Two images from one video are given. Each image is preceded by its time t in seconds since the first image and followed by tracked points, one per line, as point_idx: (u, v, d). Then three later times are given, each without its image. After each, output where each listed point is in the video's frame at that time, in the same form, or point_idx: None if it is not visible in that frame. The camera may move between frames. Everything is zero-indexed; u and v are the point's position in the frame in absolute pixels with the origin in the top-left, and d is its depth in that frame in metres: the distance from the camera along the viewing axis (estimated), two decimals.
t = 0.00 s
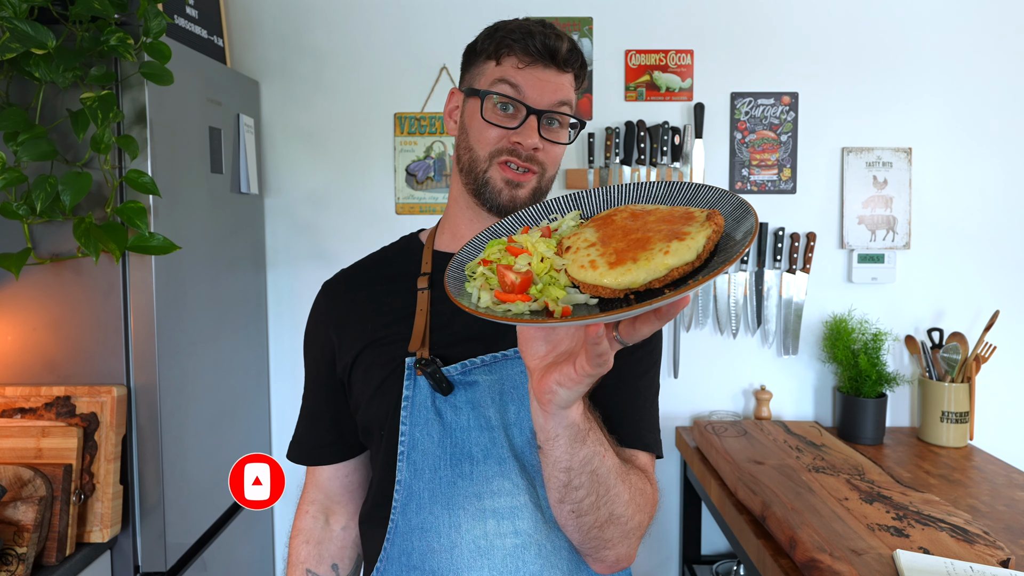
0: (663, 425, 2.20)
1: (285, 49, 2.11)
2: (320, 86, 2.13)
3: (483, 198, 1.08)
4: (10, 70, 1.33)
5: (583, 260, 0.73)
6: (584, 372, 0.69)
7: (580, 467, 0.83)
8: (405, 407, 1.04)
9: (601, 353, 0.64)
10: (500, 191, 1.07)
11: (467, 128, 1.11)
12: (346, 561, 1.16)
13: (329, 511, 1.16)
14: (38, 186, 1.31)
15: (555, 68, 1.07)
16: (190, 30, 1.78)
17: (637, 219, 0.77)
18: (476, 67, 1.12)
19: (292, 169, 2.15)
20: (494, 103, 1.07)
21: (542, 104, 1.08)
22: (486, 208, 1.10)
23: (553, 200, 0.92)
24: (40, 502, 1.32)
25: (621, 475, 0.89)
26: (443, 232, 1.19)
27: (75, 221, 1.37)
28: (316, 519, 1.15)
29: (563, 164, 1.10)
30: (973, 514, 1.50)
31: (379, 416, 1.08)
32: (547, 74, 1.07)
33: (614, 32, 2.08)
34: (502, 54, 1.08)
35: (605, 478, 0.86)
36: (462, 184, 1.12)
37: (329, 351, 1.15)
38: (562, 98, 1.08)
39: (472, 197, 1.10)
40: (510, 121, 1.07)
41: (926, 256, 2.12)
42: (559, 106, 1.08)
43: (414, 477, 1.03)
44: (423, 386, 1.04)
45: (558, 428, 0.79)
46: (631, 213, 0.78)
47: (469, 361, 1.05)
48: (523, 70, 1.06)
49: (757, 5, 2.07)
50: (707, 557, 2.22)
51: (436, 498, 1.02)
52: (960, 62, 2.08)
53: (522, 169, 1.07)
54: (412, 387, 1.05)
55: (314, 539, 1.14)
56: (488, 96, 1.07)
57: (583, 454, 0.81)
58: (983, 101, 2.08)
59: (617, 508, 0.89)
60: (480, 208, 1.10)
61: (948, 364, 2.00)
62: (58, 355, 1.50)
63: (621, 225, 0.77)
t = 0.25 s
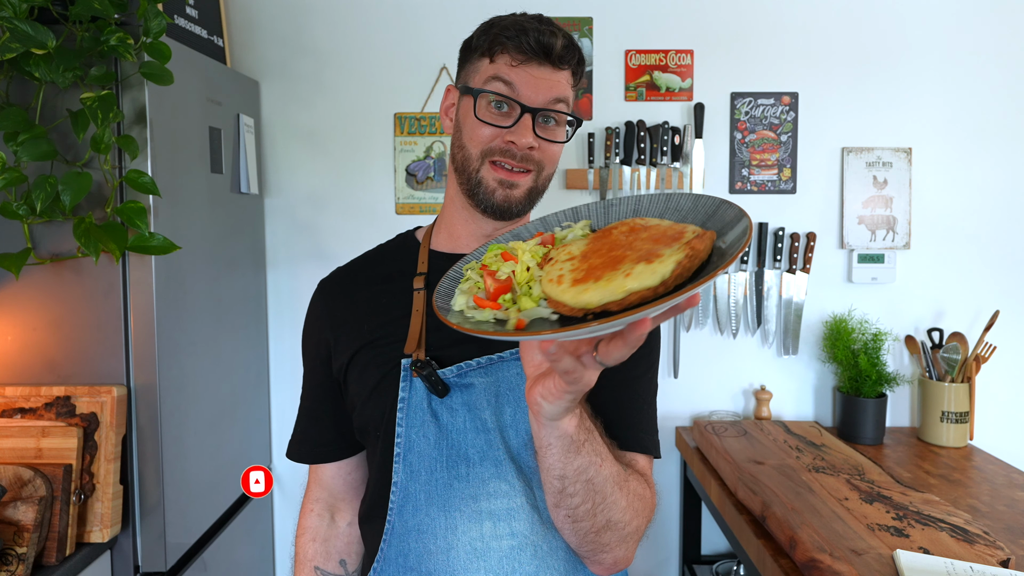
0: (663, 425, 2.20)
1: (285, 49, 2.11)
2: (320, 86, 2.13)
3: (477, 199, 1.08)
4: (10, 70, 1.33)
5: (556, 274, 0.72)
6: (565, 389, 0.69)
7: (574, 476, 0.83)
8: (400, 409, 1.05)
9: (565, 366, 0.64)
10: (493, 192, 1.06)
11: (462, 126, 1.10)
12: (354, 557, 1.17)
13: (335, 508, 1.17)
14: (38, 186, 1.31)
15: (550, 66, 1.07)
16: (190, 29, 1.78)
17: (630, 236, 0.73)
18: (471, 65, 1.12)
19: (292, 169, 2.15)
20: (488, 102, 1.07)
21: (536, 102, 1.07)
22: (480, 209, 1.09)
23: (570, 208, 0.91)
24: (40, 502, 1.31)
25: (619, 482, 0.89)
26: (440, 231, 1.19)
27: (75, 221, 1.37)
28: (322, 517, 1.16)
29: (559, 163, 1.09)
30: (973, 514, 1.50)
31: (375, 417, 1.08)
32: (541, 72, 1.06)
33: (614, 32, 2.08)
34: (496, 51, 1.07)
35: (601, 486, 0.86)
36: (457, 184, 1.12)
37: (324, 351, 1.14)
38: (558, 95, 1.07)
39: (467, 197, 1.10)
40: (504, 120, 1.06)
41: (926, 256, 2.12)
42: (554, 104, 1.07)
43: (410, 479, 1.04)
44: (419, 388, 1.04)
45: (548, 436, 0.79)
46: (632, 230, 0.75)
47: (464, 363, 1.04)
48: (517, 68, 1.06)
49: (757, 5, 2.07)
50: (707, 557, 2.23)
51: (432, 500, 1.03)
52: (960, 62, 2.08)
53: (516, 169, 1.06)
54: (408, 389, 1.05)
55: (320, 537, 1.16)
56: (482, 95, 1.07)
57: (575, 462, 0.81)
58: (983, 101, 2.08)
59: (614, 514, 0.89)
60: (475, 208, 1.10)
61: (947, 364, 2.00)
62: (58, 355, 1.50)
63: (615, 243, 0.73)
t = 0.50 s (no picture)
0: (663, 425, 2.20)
1: (285, 49, 2.11)
2: (320, 86, 2.13)
3: (459, 189, 1.08)
4: (10, 70, 1.33)
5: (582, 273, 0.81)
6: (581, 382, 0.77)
7: (611, 469, 0.91)
8: (399, 402, 1.05)
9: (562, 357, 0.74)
10: (474, 182, 1.06)
11: (450, 117, 1.12)
12: (341, 541, 1.15)
13: (324, 493, 1.16)
14: (38, 186, 1.31)
15: (536, 54, 1.06)
16: (190, 30, 1.78)
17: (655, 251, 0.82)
18: (462, 57, 1.13)
19: (292, 169, 2.15)
20: (474, 91, 1.08)
21: (520, 91, 1.07)
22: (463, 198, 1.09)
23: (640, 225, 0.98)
24: (40, 502, 1.32)
25: (656, 477, 0.94)
26: (438, 225, 1.18)
27: (75, 221, 1.37)
28: (312, 501, 1.15)
29: (545, 153, 1.08)
30: (973, 514, 1.50)
31: (373, 409, 1.07)
32: (526, 61, 1.06)
33: (614, 33, 2.08)
34: (483, 41, 1.08)
35: (638, 481, 0.93)
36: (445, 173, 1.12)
37: (321, 344, 1.13)
38: (544, 83, 1.06)
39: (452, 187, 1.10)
40: (489, 108, 1.07)
41: (926, 256, 2.12)
42: (542, 92, 1.07)
43: (409, 472, 1.04)
44: (418, 381, 1.05)
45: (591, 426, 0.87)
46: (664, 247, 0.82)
47: (468, 356, 1.06)
48: (501, 57, 1.06)
49: (757, 5, 2.07)
50: (707, 557, 2.22)
51: (431, 494, 1.03)
52: (960, 62, 2.07)
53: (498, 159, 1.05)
54: (406, 382, 1.05)
55: (310, 519, 1.14)
56: (467, 84, 1.08)
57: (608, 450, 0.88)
58: (983, 101, 2.08)
59: (648, 506, 0.94)
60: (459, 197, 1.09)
61: (948, 364, 2.00)
62: (58, 355, 1.50)
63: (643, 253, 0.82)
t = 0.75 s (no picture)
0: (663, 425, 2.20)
1: (285, 49, 2.11)
2: (320, 86, 2.13)
3: (441, 191, 1.09)
4: (10, 70, 1.33)
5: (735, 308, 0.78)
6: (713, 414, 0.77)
7: (697, 476, 0.92)
8: (401, 403, 1.05)
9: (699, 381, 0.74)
10: (453, 184, 1.07)
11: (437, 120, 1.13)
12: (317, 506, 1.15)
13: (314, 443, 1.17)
14: (38, 186, 1.31)
15: (511, 52, 1.06)
16: (190, 30, 1.78)
17: (804, 300, 0.78)
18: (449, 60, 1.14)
19: (292, 169, 2.15)
20: (453, 94, 1.09)
21: (496, 90, 1.07)
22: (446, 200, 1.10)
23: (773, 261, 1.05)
24: (40, 502, 1.31)
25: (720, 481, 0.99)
26: (441, 224, 1.18)
27: (75, 221, 1.37)
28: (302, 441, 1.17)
29: (523, 152, 1.07)
30: (973, 515, 1.50)
31: (375, 408, 1.08)
32: (501, 59, 1.06)
33: (614, 33, 2.08)
34: (462, 43, 1.09)
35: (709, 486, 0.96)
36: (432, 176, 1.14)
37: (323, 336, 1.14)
38: (520, 82, 1.06)
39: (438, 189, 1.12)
40: (467, 110, 1.08)
41: (926, 256, 2.12)
42: (518, 91, 1.06)
43: (411, 471, 1.05)
44: (420, 382, 1.05)
45: (697, 446, 0.87)
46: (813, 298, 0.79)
47: (473, 359, 1.06)
48: (476, 57, 1.07)
49: (757, 5, 2.07)
50: (707, 557, 2.22)
51: (431, 494, 1.04)
52: (960, 62, 2.07)
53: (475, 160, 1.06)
54: (408, 383, 1.05)
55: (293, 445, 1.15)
56: (447, 87, 1.09)
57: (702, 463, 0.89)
58: (983, 101, 2.08)
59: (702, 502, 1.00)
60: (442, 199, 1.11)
61: (948, 364, 2.00)
62: (58, 355, 1.51)
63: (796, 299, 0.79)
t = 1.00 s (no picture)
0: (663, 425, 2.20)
1: (285, 49, 2.11)
2: (320, 86, 2.13)
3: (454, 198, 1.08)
4: (10, 70, 1.33)
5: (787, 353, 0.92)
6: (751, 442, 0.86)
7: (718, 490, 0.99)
8: (421, 406, 1.05)
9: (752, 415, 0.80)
10: (467, 191, 1.06)
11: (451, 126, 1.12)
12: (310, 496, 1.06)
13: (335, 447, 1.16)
14: (38, 186, 1.31)
15: (528, 60, 1.05)
16: (190, 30, 1.78)
17: (862, 350, 0.90)
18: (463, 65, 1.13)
19: (292, 169, 2.15)
20: (469, 100, 1.08)
21: (513, 98, 1.06)
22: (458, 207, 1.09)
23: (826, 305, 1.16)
24: (40, 502, 1.31)
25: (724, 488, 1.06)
26: (452, 225, 1.17)
27: (75, 221, 1.37)
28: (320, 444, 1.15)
29: (539, 160, 1.07)
30: (973, 514, 1.50)
31: (396, 410, 1.07)
32: (517, 66, 1.05)
33: (614, 33, 2.08)
34: (477, 48, 1.08)
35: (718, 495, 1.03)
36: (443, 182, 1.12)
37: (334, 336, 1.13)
38: (536, 91, 1.05)
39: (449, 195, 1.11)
40: (482, 118, 1.06)
41: (926, 256, 2.12)
42: (534, 101, 1.06)
43: (431, 472, 1.04)
44: (440, 386, 1.05)
45: (728, 463, 0.94)
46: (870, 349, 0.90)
47: (493, 365, 1.06)
48: (492, 63, 1.06)
49: (757, 5, 2.07)
50: (707, 557, 2.22)
51: (452, 494, 1.04)
52: (960, 62, 2.08)
53: (490, 170, 1.05)
54: (428, 387, 1.05)
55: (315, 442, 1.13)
56: (462, 92, 1.08)
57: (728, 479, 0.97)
58: (983, 101, 2.08)
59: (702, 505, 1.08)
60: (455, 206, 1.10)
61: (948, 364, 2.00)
62: (58, 355, 1.50)
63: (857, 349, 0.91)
